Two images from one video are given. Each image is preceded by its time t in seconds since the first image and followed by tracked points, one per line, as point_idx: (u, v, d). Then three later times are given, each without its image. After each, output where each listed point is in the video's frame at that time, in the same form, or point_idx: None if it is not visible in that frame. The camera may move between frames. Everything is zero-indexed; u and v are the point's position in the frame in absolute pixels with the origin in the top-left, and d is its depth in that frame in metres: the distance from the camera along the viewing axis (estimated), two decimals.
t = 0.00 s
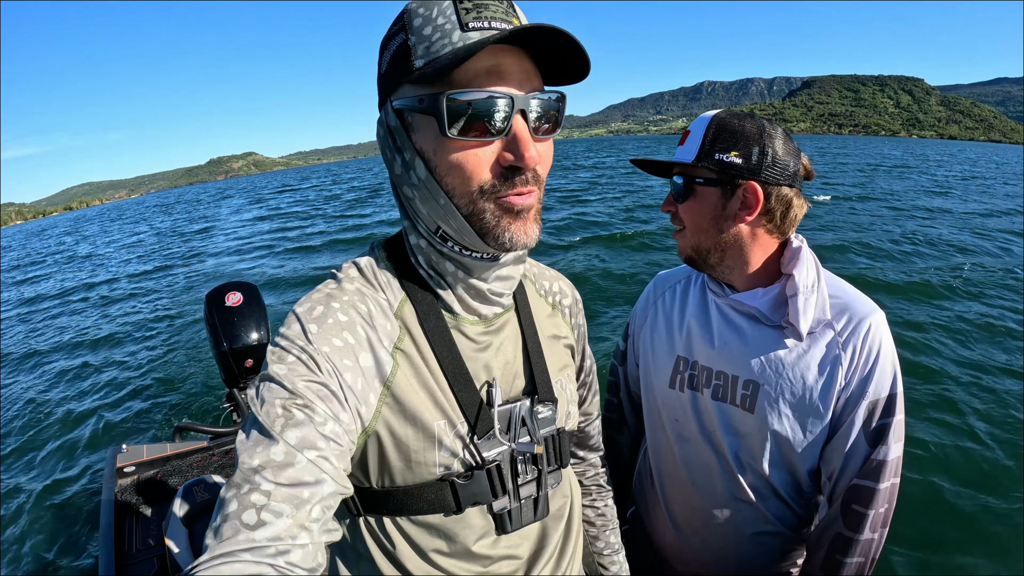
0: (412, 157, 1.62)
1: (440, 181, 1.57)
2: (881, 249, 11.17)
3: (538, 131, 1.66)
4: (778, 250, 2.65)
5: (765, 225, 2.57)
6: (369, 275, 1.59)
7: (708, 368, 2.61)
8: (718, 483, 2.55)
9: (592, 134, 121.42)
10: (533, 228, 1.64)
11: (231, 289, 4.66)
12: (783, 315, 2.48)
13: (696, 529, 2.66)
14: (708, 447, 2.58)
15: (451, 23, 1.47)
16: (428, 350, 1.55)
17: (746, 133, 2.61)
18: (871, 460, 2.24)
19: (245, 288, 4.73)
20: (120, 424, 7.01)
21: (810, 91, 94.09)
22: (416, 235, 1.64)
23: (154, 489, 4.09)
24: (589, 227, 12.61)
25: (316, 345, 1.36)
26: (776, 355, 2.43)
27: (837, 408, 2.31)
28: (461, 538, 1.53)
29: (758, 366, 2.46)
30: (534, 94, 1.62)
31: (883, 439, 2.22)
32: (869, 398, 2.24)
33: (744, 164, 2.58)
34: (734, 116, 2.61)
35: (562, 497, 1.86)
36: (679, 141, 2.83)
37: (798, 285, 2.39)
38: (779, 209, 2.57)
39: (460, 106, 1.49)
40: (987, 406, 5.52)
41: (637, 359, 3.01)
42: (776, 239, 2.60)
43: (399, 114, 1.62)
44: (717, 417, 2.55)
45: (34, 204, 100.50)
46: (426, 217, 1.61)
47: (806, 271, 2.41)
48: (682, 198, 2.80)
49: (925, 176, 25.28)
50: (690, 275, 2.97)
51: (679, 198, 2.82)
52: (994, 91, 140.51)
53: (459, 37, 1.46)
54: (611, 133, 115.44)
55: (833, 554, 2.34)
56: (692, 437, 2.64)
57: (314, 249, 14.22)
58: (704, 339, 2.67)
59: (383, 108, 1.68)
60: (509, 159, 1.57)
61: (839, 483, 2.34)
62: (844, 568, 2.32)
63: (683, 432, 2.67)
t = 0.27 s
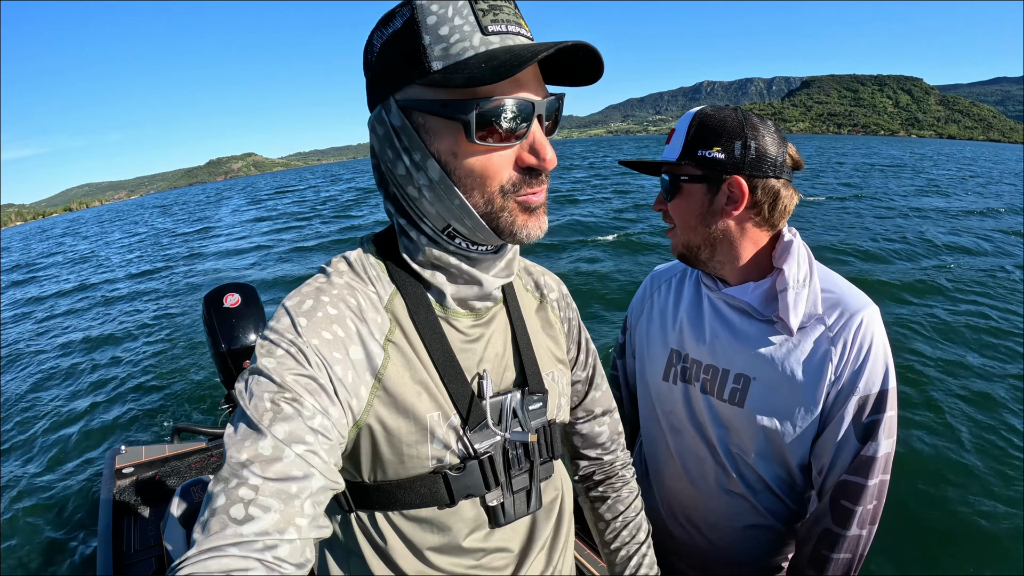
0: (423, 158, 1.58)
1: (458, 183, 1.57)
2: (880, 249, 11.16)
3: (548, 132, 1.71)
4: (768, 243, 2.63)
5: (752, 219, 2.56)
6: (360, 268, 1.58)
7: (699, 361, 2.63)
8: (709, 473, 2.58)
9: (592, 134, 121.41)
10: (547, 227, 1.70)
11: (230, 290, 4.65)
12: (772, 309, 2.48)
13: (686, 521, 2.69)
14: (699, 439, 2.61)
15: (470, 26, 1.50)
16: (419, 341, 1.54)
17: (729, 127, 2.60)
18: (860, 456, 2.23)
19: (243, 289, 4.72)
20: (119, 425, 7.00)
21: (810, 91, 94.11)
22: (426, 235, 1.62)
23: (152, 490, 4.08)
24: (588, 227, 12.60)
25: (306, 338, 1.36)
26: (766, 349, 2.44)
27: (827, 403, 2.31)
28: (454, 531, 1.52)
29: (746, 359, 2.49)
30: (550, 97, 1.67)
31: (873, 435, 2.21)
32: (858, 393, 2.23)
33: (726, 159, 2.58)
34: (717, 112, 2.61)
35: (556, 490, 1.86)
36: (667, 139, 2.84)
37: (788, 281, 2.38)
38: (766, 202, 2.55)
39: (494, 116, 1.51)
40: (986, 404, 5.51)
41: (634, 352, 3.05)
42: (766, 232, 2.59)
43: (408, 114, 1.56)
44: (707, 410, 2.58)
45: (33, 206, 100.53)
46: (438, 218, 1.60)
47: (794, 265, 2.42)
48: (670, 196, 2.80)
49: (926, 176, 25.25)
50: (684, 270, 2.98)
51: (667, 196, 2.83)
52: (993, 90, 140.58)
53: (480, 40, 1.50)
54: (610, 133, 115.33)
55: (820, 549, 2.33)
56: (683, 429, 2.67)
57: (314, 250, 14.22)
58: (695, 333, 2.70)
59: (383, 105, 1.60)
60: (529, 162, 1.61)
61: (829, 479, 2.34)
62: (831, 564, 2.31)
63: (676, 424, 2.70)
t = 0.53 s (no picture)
0: (425, 144, 1.57)
1: (460, 166, 1.57)
2: (881, 248, 11.16)
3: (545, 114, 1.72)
4: (771, 237, 2.62)
5: (754, 213, 2.55)
6: (365, 263, 1.58)
7: (702, 354, 2.62)
8: (714, 464, 2.57)
9: (591, 134, 121.36)
10: (549, 207, 1.71)
11: (230, 291, 4.65)
12: (775, 301, 2.48)
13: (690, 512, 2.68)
14: (704, 430, 2.60)
15: (466, 11, 1.49)
16: (424, 335, 1.54)
17: (729, 123, 2.61)
18: (864, 445, 2.24)
19: (244, 289, 4.72)
20: (119, 427, 6.99)
21: (809, 91, 94.12)
22: (429, 221, 1.61)
23: (154, 490, 4.07)
24: (589, 227, 12.59)
25: (311, 332, 1.35)
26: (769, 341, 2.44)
27: (830, 393, 2.32)
28: (460, 525, 1.52)
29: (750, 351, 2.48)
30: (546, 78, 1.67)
31: (876, 424, 2.23)
32: (861, 383, 2.24)
33: (728, 154, 2.58)
34: (717, 109, 2.62)
35: (561, 484, 1.85)
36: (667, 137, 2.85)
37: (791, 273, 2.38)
38: (767, 195, 2.54)
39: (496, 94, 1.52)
40: (988, 402, 5.50)
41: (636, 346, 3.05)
42: (768, 226, 2.58)
43: (408, 103, 1.56)
44: (711, 402, 2.56)
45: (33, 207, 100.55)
46: (442, 203, 1.60)
47: (797, 258, 2.41)
48: (673, 192, 2.81)
49: (925, 176, 25.25)
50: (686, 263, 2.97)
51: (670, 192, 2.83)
52: (993, 89, 140.49)
53: (476, 24, 1.49)
54: (610, 133, 115.32)
55: (824, 537, 2.34)
56: (688, 419, 2.66)
57: (314, 251, 14.20)
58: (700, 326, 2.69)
59: (384, 96, 1.60)
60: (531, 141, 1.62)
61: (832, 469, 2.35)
62: (835, 552, 2.32)
63: (679, 415, 2.70)
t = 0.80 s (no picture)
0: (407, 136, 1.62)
1: (432, 156, 1.56)
2: (881, 247, 11.14)
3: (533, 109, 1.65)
4: (772, 239, 2.63)
5: (757, 215, 2.56)
6: (370, 265, 1.58)
7: (707, 356, 2.61)
8: (721, 464, 2.54)
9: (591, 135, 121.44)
10: (526, 203, 1.61)
11: (231, 292, 4.65)
12: (780, 302, 2.49)
13: (698, 515, 2.64)
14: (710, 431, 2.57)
15: (449, 6, 1.47)
16: (430, 337, 1.54)
17: (731, 127, 2.61)
18: (869, 439, 2.27)
19: (244, 290, 4.72)
20: (119, 428, 6.98)
21: (808, 91, 94.17)
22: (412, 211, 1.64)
23: (154, 490, 4.07)
24: (589, 228, 12.59)
25: (317, 335, 1.35)
26: (775, 341, 2.44)
27: (837, 391, 2.36)
28: (464, 527, 1.52)
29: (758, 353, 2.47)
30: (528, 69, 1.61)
31: (881, 418, 2.26)
32: (867, 380, 2.28)
33: (733, 158, 2.58)
34: (719, 112, 2.63)
35: (566, 486, 1.84)
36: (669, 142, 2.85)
37: (798, 273, 2.39)
38: (770, 198, 2.56)
39: (460, 83, 1.49)
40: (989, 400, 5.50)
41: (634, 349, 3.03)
42: (770, 228, 2.59)
43: (399, 95, 1.62)
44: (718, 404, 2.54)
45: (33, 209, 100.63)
46: (421, 194, 1.61)
47: (802, 259, 2.42)
48: (676, 195, 2.80)
49: (926, 175, 25.24)
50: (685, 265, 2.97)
51: (672, 196, 2.83)
52: (992, 90, 140.68)
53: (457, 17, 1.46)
54: (610, 134, 115.32)
55: (834, 532, 2.35)
56: (692, 421, 2.63)
57: (313, 252, 14.17)
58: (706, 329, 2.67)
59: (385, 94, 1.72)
60: (501, 130, 1.55)
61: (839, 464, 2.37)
62: (846, 546, 2.31)
63: (683, 416, 2.67)
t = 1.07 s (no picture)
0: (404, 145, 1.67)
1: (423, 162, 1.60)
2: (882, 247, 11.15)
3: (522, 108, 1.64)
4: (769, 241, 2.66)
5: (756, 216, 2.59)
6: (383, 263, 1.60)
7: (708, 358, 2.59)
8: (725, 467, 2.53)
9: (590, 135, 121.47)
10: (515, 201, 1.60)
11: (233, 293, 4.66)
12: (782, 302, 2.50)
13: (703, 518, 2.62)
14: (713, 433, 2.55)
15: (430, 14, 1.47)
16: (442, 335, 1.55)
17: (730, 131, 2.64)
18: (872, 433, 2.32)
19: (246, 291, 4.73)
20: (120, 429, 6.97)
21: (807, 91, 94.22)
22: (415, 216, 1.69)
23: (155, 490, 4.08)
24: (589, 228, 12.59)
25: (331, 331, 1.37)
26: (775, 341, 2.46)
27: (838, 387, 2.37)
28: (471, 523, 1.53)
29: (761, 353, 2.47)
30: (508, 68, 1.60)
31: (883, 411, 2.31)
32: (868, 376, 2.30)
33: (734, 161, 2.60)
34: (721, 115, 2.65)
35: (570, 485, 1.85)
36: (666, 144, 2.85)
37: (799, 273, 2.42)
38: (768, 201, 2.61)
39: (439, 90, 1.52)
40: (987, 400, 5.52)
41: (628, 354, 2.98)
42: (768, 230, 2.63)
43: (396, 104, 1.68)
44: (721, 406, 2.52)
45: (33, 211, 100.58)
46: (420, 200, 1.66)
47: (800, 259, 2.46)
48: (674, 197, 2.81)
49: (925, 176, 25.26)
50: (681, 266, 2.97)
51: (671, 198, 2.84)
52: (991, 90, 140.75)
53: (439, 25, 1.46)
54: (609, 134, 115.32)
55: (842, 523, 2.40)
56: (694, 424, 2.61)
57: (314, 253, 14.16)
58: (708, 331, 2.65)
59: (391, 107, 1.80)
60: (482, 133, 1.56)
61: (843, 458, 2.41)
62: (855, 535, 2.38)
63: (683, 419, 2.64)
